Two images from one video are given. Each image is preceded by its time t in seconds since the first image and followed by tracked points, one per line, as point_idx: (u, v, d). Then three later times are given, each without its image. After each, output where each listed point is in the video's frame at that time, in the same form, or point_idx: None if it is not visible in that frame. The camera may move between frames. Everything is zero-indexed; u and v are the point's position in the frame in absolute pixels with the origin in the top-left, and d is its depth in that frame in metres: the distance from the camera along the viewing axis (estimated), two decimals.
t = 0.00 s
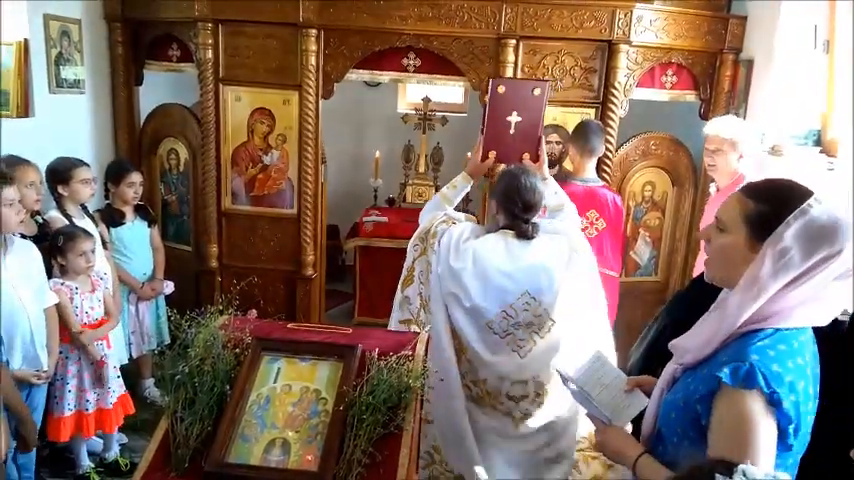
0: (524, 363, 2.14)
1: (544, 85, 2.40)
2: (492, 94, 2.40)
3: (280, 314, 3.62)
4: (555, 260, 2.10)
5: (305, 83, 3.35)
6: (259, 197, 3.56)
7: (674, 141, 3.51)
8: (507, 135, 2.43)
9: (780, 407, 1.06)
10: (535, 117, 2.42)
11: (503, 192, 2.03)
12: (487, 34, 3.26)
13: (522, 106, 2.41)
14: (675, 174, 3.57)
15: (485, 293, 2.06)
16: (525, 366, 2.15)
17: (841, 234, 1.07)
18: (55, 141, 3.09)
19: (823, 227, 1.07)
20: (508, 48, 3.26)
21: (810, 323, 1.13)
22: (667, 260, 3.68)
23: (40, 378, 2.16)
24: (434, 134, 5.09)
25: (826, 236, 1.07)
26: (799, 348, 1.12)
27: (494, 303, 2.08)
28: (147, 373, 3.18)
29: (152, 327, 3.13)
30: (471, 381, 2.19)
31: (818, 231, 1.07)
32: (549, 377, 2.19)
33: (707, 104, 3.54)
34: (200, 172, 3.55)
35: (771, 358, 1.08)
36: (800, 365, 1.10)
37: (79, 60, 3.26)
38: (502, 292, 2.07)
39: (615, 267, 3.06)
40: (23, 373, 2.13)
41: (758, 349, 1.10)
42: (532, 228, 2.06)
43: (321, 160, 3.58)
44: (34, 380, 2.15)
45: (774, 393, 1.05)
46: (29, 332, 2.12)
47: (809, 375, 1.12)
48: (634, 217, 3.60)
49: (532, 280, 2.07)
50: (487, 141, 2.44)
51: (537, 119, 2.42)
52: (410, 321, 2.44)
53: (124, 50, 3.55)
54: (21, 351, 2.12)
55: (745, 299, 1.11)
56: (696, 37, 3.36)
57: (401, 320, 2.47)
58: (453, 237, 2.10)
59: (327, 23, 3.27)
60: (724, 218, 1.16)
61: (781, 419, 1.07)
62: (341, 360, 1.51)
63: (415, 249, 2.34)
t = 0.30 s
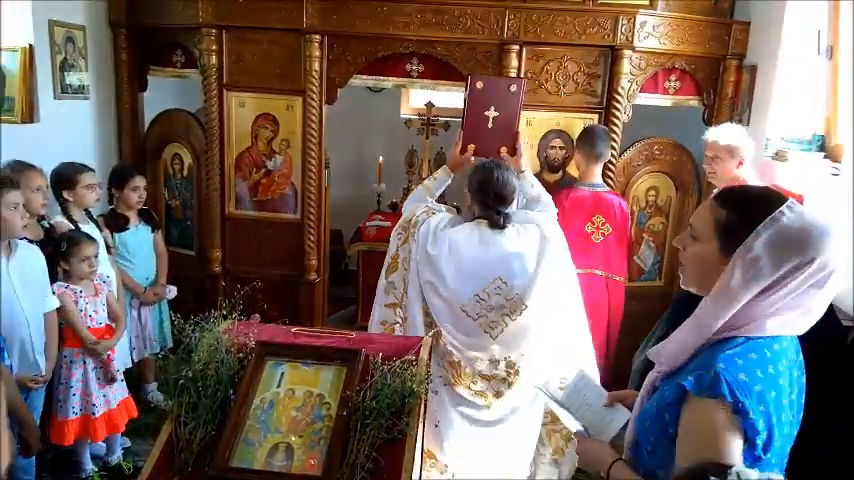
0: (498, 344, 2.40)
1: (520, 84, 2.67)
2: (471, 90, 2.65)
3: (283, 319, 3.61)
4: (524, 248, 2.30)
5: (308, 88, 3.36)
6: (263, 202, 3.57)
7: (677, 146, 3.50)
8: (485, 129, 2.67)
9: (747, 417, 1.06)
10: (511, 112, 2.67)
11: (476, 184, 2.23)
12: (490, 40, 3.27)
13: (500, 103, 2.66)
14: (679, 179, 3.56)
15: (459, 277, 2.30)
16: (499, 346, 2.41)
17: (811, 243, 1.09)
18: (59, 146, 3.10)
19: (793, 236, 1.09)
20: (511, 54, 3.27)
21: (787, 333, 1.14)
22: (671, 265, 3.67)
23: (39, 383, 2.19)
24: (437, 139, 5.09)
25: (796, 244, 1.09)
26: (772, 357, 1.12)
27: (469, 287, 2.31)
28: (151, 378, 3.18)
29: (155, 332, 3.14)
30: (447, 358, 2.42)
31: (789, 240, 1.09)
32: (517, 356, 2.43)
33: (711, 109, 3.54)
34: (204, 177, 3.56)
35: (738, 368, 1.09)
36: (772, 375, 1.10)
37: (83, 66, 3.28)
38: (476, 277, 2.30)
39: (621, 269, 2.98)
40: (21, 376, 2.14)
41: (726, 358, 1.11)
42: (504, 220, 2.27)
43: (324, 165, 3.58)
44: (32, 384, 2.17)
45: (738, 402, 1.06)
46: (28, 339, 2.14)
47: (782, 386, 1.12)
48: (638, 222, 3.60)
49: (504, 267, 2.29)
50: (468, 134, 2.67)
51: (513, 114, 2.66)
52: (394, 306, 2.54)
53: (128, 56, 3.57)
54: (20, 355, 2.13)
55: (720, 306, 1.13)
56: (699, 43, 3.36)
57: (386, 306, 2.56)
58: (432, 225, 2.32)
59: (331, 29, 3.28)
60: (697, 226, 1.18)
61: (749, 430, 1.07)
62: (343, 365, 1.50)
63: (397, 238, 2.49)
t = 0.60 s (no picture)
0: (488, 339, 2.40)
1: (504, 90, 2.75)
2: (455, 98, 2.75)
3: (284, 324, 3.61)
4: (512, 244, 2.35)
5: (309, 94, 3.36)
6: (263, 207, 3.57)
7: (677, 151, 3.50)
8: (471, 134, 2.76)
9: (713, 426, 1.05)
10: (495, 117, 2.76)
11: (465, 185, 2.28)
12: (490, 45, 3.27)
13: (484, 108, 2.75)
14: (680, 185, 3.56)
15: (449, 273, 2.33)
16: (490, 341, 2.40)
17: (787, 254, 1.09)
18: (59, 152, 3.10)
19: (768, 248, 1.09)
20: (512, 59, 3.26)
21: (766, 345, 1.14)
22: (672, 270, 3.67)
23: (36, 388, 2.18)
24: (437, 145, 5.10)
25: (771, 255, 1.09)
26: (745, 368, 1.11)
27: (458, 283, 2.33)
28: (150, 383, 3.17)
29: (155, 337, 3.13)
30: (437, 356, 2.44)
31: (764, 252, 1.09)
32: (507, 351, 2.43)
33: (711, 115, 3.54)
34: (204, 182, 3.56)
35: (706, 376, 1.08)
36: (742, 384, 1.10)
37: (84, 71, 3.29)
38: (465, 273, 2.33)
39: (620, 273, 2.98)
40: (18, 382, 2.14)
41: (695, 367, 1.11)
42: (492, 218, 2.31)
43: (324, 170, 3.58)
44: (31, 391, 2.17)
45: (703, 411, 1.06)
46: (26, 346, 2.13)
47: (755, 396, 1.10)
48: (638, 227, 3.59)
49: (492, 262, 2.33)
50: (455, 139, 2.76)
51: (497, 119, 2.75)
52: (381, 305, 2.57)
53: (129, 61, 3.57)
54: (17, 360, 2.13)
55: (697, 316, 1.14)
56: (699, 48, 3.36)
57: (373, 302, 2.59)
58: (423, 226, 2.38)
59: (332, 34, 3.28)
60: (675, 236, 1.18)
61: (716, 440, 1.06)
62: (343, 371, 1.50)
63: (386, 239, 2.53)
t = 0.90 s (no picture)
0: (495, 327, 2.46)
1: (506, 88, 2.77)
2: (460, 93, 2.75)
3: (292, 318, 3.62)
4: (519, 235, 2.40)
5: (316, 88, 3.36)
6: (271, 202, 3.57)
7: (686, 145, 3.48)
8: (473, 129, 2.76)
9: (691, 428, 1.07)
10: (498, 112, 2.77)
11: (475, 180, 2.30)
12: (497, 39, 3.26)
13: (486, 105, 2.76)
14: (689, 180, 3.52)
15: (458, 265, 2.36)
16: (495, 329, 2.45)
17: (774, 259, 1.12)
18: (68, 147, 3.12)
19: (756, 253, 1.13)
20: (520, 53, 3.25)
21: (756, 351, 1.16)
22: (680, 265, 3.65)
23: (49, 381, 2.17)
24: (445, 139, 5.09)
25: (759, 260, 1.13)
26: (729, 369, 1.12)
27: (467, 275, 2.37)
28: (159, 376, 3.19)
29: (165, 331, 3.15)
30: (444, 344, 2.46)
31: (751, 257, 1.13)
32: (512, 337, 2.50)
33: (720, 109, 3.52)
34: (212, 176, 3.57)
35: (687, 377, 1.09)
36: (725, 385, 1.10)
37: (92, 66, 3.30)
38: (474, 265, 2.35)
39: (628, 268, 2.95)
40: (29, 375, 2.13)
41: (676, 368, 1.12)
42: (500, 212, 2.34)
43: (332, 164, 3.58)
44: (41, 384, 2.16)
45: (681, 412, 1.07)
46: (39, 339, 2.15)
47: (740, 398, 1.11)
48: (647, 222, 3.58)
49: (500, 254, 2.36)
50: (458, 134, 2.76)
51: (500, 116, 2.76)
52: (385, 297, 2.58)
53: (137, 56, 3.58)
54: (27, 355, 2.15)
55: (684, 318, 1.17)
56: (708, 42, 3.34)
57: (377, 294, 2.59)
58: (433, 217, 2.41)
59: (339, 28, 3.28)
60: (663, 237, 1.22)
61: (696, 442, 1.07)
62: (352, 364, 1.50)
63: (393, 232, 2.54)
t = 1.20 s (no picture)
0: (506, 314, 2.53)
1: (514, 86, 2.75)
2: (472, 93, 2.75)
3: (300, 320, 3.62)
4: (529, 225, 2.48)
5: (326, 91, 3.37)
6: (280, 204, 3.58)
7: (697, 148, 3.47)
8: (483, 127, 2.75)
9: (681, 439, 1.08)
10: (507, 110, 2.75)
11: (488, 173, 2.38)
12: (508, 42, 3.26)
13: (496, 103, 2.75)
14: (699, 183, 3.51)
15: (471, 254, 2.44)
16: (506, 314, 2.53)
17: (764, 267, 1.15)
18: (80, 149, 3.15)
19: (745, 260, 1.15)
20: (530, 55, 3.24)
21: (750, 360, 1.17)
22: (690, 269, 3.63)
23: (55, 383, 2.18)
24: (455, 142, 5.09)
25: (749, 268, 1.15)
26: (723, 378, 1.13)
27: (479, 264, 2.45)
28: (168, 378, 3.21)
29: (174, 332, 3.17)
30: (456, 327, 2.57)
31: (741, 264, 1.15)
32: (522, 323, 2.58)
33: (732, 112, 3.50)
34: (223, 179, 3.59)
35: (678, 386, 1.11)
36: (719, 395, 1.11)
37: (105, 69, 3.35)
38: (486, 255, 2.43)
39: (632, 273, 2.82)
40: (37, 377, 2.14)
41: (668, 378, 1.13)
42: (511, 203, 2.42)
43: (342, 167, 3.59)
44: (48, 385, 2.16)
45: (671, 422, 1.08)
46: (46, 341, 2.17)
47: (735, 408, 1.11)
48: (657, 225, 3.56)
49: (511, 244, 2.43)
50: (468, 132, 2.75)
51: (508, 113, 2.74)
52: (404, 287, 2.61)
53: (149, 58, 3.61)
54: (35, 356, 2.16)
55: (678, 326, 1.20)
56: (720, 44, 3.32)
57: (396, 285, 2.62)
58: (447, 208, 2.47)
59: (350, 31, 3.29)
60: (655, 246, 1.25)
61: (686, 453, 1.08)
62: (361, 367, 1.51)
63: (409, 224, 2.57)
